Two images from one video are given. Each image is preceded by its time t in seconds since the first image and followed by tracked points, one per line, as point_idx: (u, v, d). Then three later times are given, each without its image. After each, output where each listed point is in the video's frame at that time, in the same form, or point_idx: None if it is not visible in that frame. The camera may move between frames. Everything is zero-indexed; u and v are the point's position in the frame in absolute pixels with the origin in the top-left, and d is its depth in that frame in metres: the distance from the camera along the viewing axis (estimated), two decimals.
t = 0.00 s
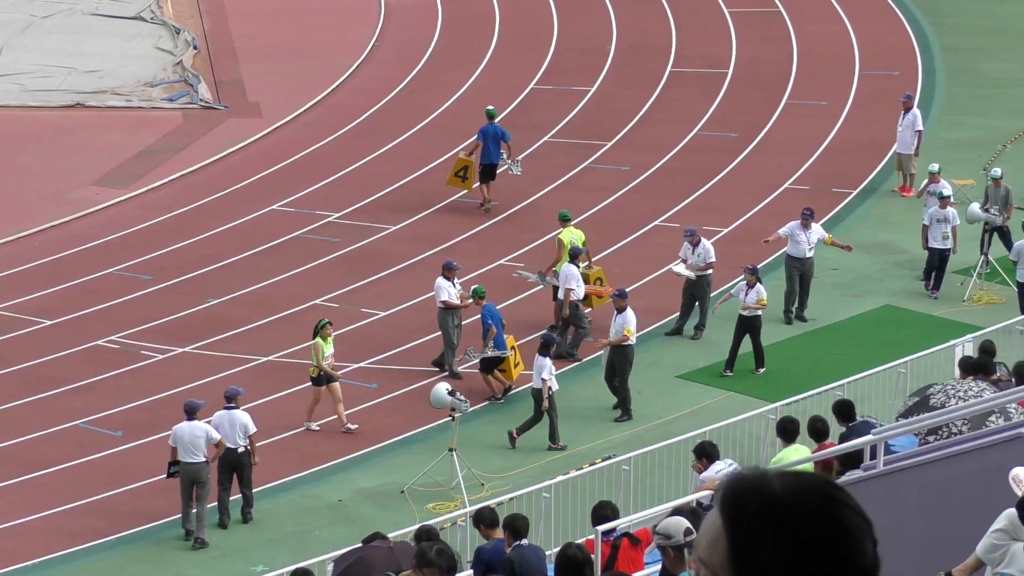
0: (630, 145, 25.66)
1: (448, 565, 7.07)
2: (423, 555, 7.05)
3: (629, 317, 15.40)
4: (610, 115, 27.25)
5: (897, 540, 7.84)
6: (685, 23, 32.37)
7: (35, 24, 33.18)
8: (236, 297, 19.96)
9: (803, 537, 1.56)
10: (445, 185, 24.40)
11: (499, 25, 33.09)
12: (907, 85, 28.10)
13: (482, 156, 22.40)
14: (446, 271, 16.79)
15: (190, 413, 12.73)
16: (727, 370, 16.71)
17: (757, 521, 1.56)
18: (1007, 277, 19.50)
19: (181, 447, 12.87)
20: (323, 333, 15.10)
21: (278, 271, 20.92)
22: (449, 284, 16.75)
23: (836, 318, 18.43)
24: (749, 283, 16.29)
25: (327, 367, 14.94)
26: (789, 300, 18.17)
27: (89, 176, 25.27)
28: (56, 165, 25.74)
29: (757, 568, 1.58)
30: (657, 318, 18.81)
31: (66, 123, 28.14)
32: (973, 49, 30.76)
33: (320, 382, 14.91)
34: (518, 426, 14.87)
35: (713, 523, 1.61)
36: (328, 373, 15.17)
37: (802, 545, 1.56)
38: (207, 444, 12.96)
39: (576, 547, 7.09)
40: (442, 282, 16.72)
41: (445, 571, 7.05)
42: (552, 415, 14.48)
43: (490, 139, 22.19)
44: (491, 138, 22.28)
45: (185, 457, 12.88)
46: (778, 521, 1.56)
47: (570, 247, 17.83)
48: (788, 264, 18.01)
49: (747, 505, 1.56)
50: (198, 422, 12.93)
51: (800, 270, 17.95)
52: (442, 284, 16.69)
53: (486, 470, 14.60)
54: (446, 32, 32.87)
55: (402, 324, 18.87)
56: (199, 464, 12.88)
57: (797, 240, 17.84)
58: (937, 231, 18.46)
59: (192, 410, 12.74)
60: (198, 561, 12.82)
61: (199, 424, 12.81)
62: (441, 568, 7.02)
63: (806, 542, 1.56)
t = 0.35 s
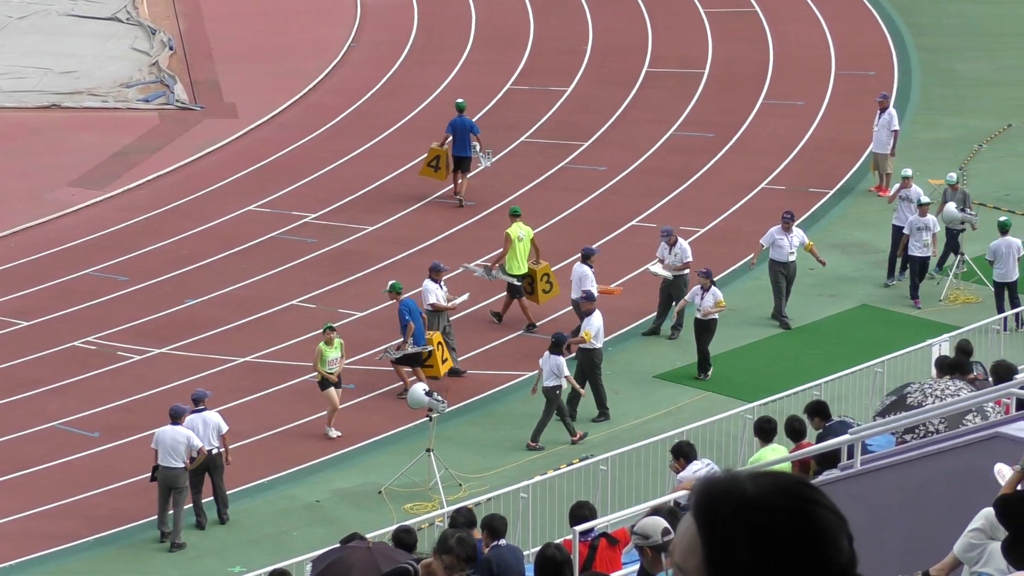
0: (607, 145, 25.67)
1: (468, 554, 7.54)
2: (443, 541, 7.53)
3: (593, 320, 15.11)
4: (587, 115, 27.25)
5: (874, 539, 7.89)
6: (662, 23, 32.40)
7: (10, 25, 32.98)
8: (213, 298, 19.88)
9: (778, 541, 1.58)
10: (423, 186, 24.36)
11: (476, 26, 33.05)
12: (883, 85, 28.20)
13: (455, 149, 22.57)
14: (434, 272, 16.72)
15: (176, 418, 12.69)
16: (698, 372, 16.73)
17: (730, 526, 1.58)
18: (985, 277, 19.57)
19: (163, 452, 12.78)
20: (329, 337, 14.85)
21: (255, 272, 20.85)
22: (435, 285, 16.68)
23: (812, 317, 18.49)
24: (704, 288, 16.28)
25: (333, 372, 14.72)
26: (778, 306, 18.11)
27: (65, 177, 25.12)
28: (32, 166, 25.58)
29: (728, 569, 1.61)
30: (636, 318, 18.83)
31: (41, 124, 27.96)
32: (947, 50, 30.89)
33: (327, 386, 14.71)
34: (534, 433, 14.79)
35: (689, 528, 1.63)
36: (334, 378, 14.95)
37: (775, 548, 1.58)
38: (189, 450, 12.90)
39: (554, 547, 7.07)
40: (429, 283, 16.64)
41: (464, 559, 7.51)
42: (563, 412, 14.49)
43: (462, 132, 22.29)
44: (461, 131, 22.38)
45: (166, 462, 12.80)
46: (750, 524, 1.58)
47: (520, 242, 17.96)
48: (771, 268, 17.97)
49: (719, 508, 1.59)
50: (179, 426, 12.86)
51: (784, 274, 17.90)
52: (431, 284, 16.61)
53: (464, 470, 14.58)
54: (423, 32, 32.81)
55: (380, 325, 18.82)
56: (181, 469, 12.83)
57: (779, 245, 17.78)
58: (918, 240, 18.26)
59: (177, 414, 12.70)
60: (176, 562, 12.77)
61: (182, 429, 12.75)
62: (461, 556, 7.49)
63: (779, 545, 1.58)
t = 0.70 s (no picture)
0: (605, 145, 25.65)
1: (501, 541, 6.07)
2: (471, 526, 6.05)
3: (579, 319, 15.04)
4: (586, 114, 27.23)
5: (872, 539, 7.90)
6: (660, 23, 32.38)
7: (9, 25, 32.97)
8: (211, 298, 19.87)
9: (777, 539, 1.58)
10: (421, 185, 24.34)
11: (475, 25, 33.02)
12: (882, 85, 28.18)
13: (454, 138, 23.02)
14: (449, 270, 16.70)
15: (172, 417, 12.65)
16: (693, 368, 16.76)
17: (731, 523, 1.59)
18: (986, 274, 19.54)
19: (159, 452, 12.74)
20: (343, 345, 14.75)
21: (253, 271, 20.83)
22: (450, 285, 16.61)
23: (813, 316, 18.48)
24: (686, 296, 15.98)
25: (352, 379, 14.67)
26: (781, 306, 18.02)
27: (63, 177, 25.09)
28: (30, 166, 25.55)
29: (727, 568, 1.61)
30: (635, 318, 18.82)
31: (39, 123, 27.94)
32: (946, 49, 30.87)
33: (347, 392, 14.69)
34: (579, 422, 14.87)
35: (689, 527, 1.64)
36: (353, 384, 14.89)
37: (774, 548, 1.58)
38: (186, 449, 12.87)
39: (557, 548, 7.03)
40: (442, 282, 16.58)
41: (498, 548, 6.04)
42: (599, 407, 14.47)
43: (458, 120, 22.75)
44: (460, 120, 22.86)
45: (162, 462, 12.76)
46: (751, 522, 1.59)
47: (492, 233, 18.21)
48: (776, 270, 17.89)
49: (719, 506, 1.60)
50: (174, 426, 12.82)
51: (790, 276, 17.81)
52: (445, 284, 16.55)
53: (462, 469, 14.59)
54: (421, 32, 32.79)
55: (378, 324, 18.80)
56: (178, 468, 12.80)
57: (783, 247, 17.71)
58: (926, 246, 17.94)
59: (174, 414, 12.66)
60: (175, 562, 12.76)
61: (178, 429, 12.71)
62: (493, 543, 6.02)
63: (777, 544, 1.59)
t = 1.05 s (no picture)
0: (605, 145, 25.66)
1: (538, 521, 4.95)
2: (501, 507, 4.92)
3: (570, 319, 14.97)
4: (586, 115, 27.24)
5: (872, 539, 7.89)
6: (660, 23, 32.40)
7: (9, 25, 32.99)
8: (212, 298, 19.88)
9: (776, 539, 1.62)
10: (421, 185, 24.33)
11: (475, 26, 33.03)
12: (882, 85, 28.20)
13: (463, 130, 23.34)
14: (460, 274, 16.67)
15: (157, 418, 12.62)
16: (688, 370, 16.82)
17: (727, 522, 1.62)
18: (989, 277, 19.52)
19: (150, 453, 12.74)
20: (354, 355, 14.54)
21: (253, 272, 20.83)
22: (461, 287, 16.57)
23: (812, 315, 18.48)
24: (665, 306, 15.72)
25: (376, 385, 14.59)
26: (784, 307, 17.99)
27: (63, 177, 25.10)
28: (31, 167, 25.57)
29: (725, 566, 1.64)
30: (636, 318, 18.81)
31: (40, 124, 27.96)
32: (946, 49, 30.89)
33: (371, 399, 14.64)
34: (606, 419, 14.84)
35: (685, 528, 1.68)
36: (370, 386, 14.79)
37: (773, 547, 1.62)
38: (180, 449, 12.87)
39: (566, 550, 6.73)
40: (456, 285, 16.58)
41: (535, 529, 4.93)
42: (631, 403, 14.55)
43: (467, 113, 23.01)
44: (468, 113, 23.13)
45: (153, 463, 12.76)
46: (748, 522, 1.62)
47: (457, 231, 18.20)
48: (784, 272, 17.83)
49: (716, 506, 1.63)
50: (164, 426, 12.83)
51: (797, 279, 17.76)
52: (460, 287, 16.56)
53: (461, 470, 14.59)
54: (421, 32, 32.80)
55: (378, 325, 18.80)
56: (169, 469, 12.80)
57: (791, 250, 17.64)
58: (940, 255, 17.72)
59: (159, 415, 12.64)
60: (175, 562, 12.77)
61: (166, 430, 12.70)
62: (529, 525, 4.91)
63: (777, 543, 1.62)
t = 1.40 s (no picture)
0: (605, 145, 25.65)
1: (588, 508, 5.15)
2: (554, 494, 5.08)
3: (564, 323, 14.97)
4: (586, 114, 27.22)
5: (872, 539, 7.90)
6: (660, 23, 32.39)
7: (9, 25, 32.96)
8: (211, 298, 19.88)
9: (777, 536, 1.68)
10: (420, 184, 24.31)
11: (474, 25, 33.01)
12: (881, 85, 28.20)
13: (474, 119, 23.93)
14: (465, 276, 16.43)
15: (141, 416, 12.61)
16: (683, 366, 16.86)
17: (722, 519, 1.68)
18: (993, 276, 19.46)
19: (141, 452, 12.73)
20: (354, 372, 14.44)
21: (252, 272, 20.82)
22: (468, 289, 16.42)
23: (812, 314, 18.48)
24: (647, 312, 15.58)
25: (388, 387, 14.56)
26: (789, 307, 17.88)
27: (62, 177, 25.09)
28: (30, 166, 25.56)
29: (721, 561, 1.70)
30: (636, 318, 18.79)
31: (39, 123, 27.94)
32: (945, 49, 30.90)
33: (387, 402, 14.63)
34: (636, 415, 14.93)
35: (682, 525, 1.75)
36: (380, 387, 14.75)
37: (772, 545, 1.68)
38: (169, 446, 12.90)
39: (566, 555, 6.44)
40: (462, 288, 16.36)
41: (586, 516, 5.12)
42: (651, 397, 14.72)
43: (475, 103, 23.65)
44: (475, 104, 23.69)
45: (146, 461, 12.76)
46: (745, 521, 1.68)
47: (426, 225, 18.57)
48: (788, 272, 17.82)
49: (712, 502, 1.69)
50: (153, 424, 12.83)
51: (800, 279, 17.75)
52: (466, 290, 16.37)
53: (461, 470, 14.59)
54: (421, 32, 32.78)
55: (378, 324, 18.78)
56: (160, 466, 12.81)
57: (798, 250, 17.67)
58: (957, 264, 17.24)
59: (142, 413, 12.62)
60: (174, 562, 12.76)
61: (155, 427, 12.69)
62: (580, 512, 5.09)
63: (777, 541, 1.68)
